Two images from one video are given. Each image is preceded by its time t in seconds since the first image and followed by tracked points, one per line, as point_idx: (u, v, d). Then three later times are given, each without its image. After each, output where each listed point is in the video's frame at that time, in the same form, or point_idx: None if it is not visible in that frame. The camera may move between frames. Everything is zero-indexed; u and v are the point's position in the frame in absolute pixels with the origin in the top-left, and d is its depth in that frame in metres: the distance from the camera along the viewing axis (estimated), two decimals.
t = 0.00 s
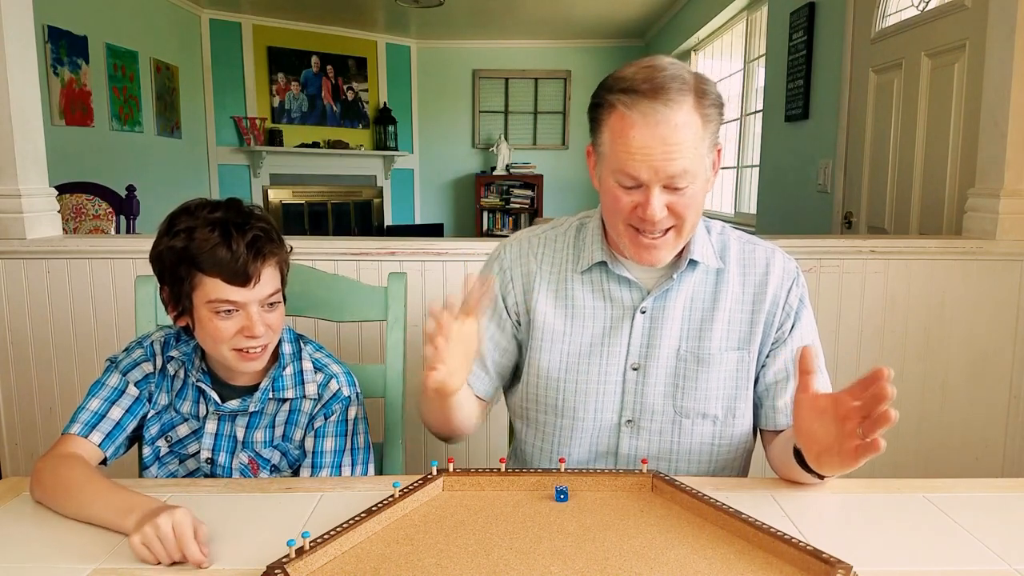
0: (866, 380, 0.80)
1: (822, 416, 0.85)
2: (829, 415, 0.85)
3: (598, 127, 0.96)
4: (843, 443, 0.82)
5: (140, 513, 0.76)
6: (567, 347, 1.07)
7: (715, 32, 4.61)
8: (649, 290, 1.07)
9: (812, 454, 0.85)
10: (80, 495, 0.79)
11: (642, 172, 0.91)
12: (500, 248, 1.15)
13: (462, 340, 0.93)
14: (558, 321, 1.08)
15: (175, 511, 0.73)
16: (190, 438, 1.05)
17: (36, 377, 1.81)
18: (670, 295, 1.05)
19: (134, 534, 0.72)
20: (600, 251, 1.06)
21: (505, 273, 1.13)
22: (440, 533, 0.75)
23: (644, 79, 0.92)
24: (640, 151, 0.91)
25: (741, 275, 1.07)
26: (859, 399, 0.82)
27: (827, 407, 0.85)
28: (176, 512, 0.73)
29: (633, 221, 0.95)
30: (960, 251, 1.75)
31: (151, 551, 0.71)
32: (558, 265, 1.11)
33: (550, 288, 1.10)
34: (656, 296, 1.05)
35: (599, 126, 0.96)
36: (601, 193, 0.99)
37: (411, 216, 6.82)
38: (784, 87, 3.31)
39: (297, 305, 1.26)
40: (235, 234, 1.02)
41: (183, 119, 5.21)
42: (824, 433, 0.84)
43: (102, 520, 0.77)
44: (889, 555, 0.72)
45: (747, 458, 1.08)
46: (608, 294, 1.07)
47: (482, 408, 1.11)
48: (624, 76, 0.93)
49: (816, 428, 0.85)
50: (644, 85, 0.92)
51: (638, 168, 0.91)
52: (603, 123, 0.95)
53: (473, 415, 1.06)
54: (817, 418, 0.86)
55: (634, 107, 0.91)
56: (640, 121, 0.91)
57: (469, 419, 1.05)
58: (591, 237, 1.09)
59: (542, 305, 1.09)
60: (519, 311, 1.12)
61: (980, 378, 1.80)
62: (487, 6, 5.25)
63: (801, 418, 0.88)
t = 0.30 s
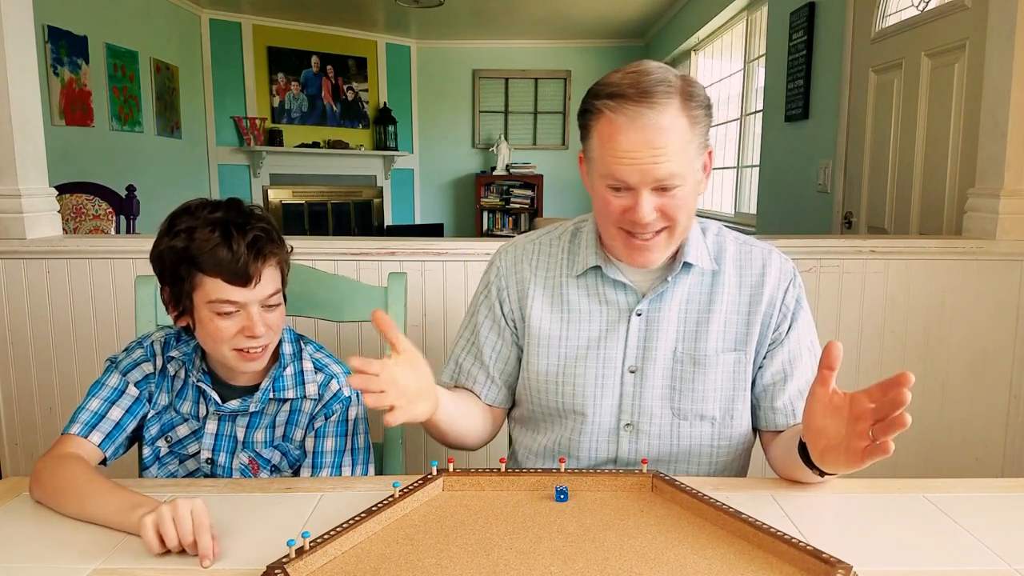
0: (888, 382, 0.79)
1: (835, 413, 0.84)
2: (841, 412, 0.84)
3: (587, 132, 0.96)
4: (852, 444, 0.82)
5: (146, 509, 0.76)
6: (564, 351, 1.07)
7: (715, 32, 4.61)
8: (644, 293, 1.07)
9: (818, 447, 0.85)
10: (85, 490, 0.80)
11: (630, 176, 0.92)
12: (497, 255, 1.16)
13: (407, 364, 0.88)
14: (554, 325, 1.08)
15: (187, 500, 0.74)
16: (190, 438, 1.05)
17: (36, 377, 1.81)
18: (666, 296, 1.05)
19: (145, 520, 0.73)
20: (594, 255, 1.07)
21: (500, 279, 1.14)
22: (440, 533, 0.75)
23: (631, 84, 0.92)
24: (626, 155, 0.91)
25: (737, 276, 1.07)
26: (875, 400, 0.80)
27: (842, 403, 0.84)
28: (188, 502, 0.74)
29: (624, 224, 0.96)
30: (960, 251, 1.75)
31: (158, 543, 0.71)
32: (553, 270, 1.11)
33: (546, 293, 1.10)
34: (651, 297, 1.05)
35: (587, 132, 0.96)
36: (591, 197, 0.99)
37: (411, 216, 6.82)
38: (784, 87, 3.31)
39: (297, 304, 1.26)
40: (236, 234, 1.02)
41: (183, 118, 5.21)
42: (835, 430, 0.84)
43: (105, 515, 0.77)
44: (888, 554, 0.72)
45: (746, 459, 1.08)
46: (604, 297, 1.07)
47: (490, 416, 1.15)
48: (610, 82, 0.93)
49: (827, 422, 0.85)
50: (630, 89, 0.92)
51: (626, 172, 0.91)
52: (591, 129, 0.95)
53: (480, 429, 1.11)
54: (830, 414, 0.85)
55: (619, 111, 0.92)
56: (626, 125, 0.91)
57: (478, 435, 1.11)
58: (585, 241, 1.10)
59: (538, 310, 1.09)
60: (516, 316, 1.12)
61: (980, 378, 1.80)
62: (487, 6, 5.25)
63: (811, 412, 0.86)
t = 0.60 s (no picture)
0: (885, 384, 0.78)
1: (835, 416, 0.84)
2: (842, 416, 0.84)
3: (574, 135, 0.96)
4: (850, 447, 0.82)
5: (144, 510, 0.76)
6: (557, 351, 1.08)
7: (715, 32, 4.61)
8: (637, 292, 1.08)
9: (820, 451, 0.85)
10: (84, 490, 0.80)
11: (613, 180, 0.92)
12: (492, 257, 1.17)
13: (395, 369, 0.88)
14: (547, 326, 1.09)
15: (186, 503, 0.73)
16: (190, 439, 1.05)
17: (36, 378, 1.81)
18: (658, 296, 1.05)
19: (144, 523, 0.73)
20: (586, 256, 1.07)
21: (495, 281, 1.14)
22: (440, 533, 0.75)
23: (615, 87, 0.92)
24: (609, 159, 0.91)
25: (729, 276, 1.07)
26: (875, 403, 0.80)
27: (842, 406, 0.84)
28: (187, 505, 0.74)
29: (609, 227, 0.96)
30: (960, 251, 1.75)
31: (156, 546, 0.71)
32: (547, 271, 1.12)
33: (539, 294, 1.11)
34: (644, 297, 1.05)
35: (575, 135, 0.96)
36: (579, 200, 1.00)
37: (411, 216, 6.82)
38: (784, 87, 3.31)
39: (297, 305, 1.26)
40: (235, 235, 1.02)
41: (183, 118, 5.21)
42: (835, 433, 0.84)
43: (103, 517, 0.77)
44: (888, 554, 0.72)
45: (743, 458, 1.07)
46: (597, 297, 1.08)
47: (488, 416, 1.15)
48: (595, 86, 0.93)
49: (827, 425, 0.85)
50: (614, 93, 0.92)
51: (610, 176, 0.92)
52: (577, 132, 0.95)
53: (477, 429, 1.12)
54: (830, 416, 0.85)
55: (602, 115, 0.92)
56: (608, 129, 0.91)
57: (474, 435, 1.11)
58: (578, 242, 1.10)
59: (531, 311, 1.10)
60: (510, 317, 1.12)
61: (980, 379, 1.80)
62: (487, 6, 5.25)
63: (811, 414, 0.86)
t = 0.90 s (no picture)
0: (885, 386, 0.78)
1: (837, 418, 0.84)
2: (844, 418, 0.83)
3: (570, 138, 0.96)
4: (853, 449, 0.82)
5: (145, 510, 0.76)
6: (554, 351, 1.08)
7: (715, 32, 4.61)
8: (633, 292, 1.08)
9: (824, 453, 0.84)
10: (85, 489, 0.80)
11: (615, 180, 0.92)
12: (489, 257, 1.17)
13: (391, 369, 0.88)
14: (544, 326, 1.09)
15: (186, 504, 0.74)
16: (190, 439, 1.05)
17: (36, 378, 1.81)
18: (654, 296, 1.05)
19: (144, 524, 0.73)
20: (583, 256, 1.08)
21: (491, 282, 1.14)
22: (440, 533, 0.75)
23: (607, 88, 0.93)
24: (609, 159, 0.91)
25: (725, 275, 1.07)
26: (876, 404, 0.80)
27: (843, 409, 0.84)
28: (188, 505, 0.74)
29: (612, 226, 0.96)
30: (960, 251, 1.75)
31: (157, 546, 0.71)
32: (543, 272, 1.12)
33: (536, 294, 1.11)
34: (640, 297, 1.05)
35: (570, 138, 0.96)
36: (578, 201, 1.00)
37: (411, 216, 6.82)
38: (784, 87, 3.31)
39: (298, 305, 1.26)
40: (233, 233, 1.02)
41: (183, 118, 5.21)
42: (838, 435, 0.83)
43: (106, 515, 0.77)
44: (888, 555, 0.72)
45: (741, 458, 1.07)
46: (593, 297, 1.08)
47: (487, 417, 1.15)
48: (588, 87, 0.94)
49: (828, 428, 0.84)
50: (608, 94, 0.92)
51: (612, 176, 0.92)
52: (573, 134, 0.95)
53: (476, 429, 1.12)
54: (832, 419, 0.84)
55: (598, 115, 0.92)
56: (606, 128, 0.91)
57: (474, 435, 1.11)
58: (574, 243, 1.10)
59: (528, 311, 1.10)
60: (507, 317, 1.12)
61: (980, 379, 1.80)
62: (487, 6, 5.25)
63: (811, 418, 0.86)
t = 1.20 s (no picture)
0: (880, 386, 0.78)
1: (834, 419, 0.84)
2: (841, 419, 0.83)
3: (570, 138, 0.96)
4: (850, 450, 0.82)
5: (145, 509, 0.76)
6: (555, 350, 1.08)
7: (715, 32, 4.61)
8: (633, 292, 1.08)
9: (822, 454, 0.84)
10: (87, 489, 0.80)
11: (616, 181, 0.92)
12: (489, 257, 1.17)
13: (390, 371, 0.88)
14: (545, 326, 1.09)
15: (185, 504, 0.74)
16: (191, 436, 1.05)
17: (36, 378, 1.81)
18: (654, 296, 1.05)
19: (143, 524, 0.73)
20: (583, 255, 1.08)
21: (492, 282, 1.14)
22: (440, 533, 0.75)
23: (608, 88, 0.93)
24: (611, 161, 0.91)
25: (726, 275, 1.07)
26: (872, 405, 0.81)
27: (840, 409, 0.84)
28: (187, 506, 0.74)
29: (612, 226, 0.96)
30: (960, 251, 1.75)
31: (156, 547, 0.71)
32: (544, 271, 1.12)
33: (537, 293, 1.11)
34: (640, 297, 1.06)
35: (570, 138, 0.96)
36: (578, 202, 1.00)
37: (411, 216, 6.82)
38: (784, 88, 3.31)
39: (297, 305, 1.26)
40: (236, 217, 1.02)
41: (183, 118, 5.21)
42: (835, 437, 0.83)
43: (107, 514, 0.77)
44: (888, 554, 0.72)
45: (741, 458, 1.07)
46: (594, 296, 1.08)
47: (488, 416, 1.15)
48: (588, 87, 0.94)
49: (826, 429, 0.84)
50: (609, 93, 0.92)
51: (613, 177, 0.92)
52: (573, 134, 0.95)
53: (476, 429, 1.12)
54: (830, 420, 0.84)
55: (600, 114, 0.92)
56: (608, 128, 0.91)
57: (474, 435, 1.11)
58: (575, 242, 1.10)
59: (528, 311, 1.10)
60: (507, 317, 1.12)
61: (980, 379, 1.80)
62: (487, 6, 5.25)
63: (809, 419, 0.86)
